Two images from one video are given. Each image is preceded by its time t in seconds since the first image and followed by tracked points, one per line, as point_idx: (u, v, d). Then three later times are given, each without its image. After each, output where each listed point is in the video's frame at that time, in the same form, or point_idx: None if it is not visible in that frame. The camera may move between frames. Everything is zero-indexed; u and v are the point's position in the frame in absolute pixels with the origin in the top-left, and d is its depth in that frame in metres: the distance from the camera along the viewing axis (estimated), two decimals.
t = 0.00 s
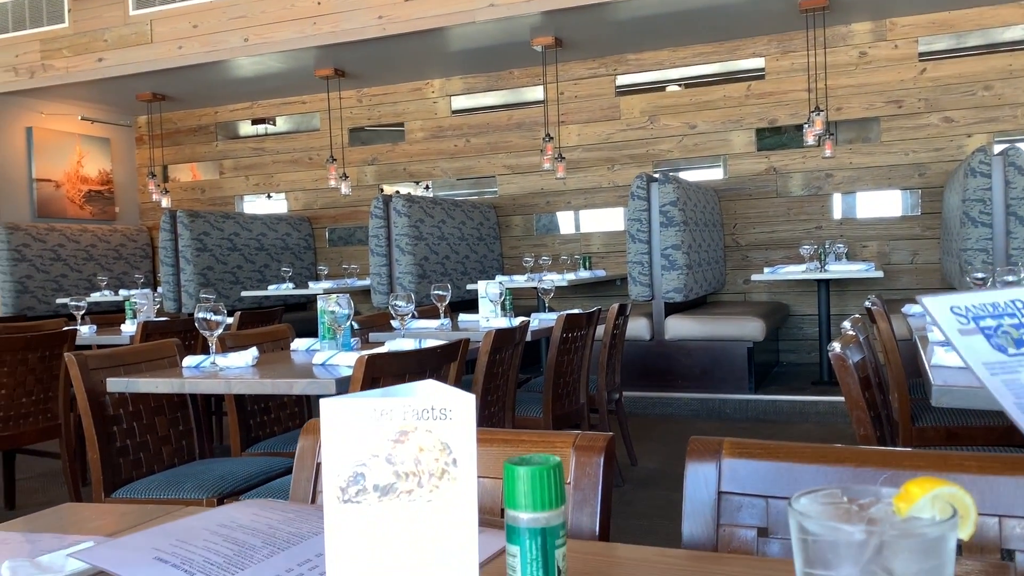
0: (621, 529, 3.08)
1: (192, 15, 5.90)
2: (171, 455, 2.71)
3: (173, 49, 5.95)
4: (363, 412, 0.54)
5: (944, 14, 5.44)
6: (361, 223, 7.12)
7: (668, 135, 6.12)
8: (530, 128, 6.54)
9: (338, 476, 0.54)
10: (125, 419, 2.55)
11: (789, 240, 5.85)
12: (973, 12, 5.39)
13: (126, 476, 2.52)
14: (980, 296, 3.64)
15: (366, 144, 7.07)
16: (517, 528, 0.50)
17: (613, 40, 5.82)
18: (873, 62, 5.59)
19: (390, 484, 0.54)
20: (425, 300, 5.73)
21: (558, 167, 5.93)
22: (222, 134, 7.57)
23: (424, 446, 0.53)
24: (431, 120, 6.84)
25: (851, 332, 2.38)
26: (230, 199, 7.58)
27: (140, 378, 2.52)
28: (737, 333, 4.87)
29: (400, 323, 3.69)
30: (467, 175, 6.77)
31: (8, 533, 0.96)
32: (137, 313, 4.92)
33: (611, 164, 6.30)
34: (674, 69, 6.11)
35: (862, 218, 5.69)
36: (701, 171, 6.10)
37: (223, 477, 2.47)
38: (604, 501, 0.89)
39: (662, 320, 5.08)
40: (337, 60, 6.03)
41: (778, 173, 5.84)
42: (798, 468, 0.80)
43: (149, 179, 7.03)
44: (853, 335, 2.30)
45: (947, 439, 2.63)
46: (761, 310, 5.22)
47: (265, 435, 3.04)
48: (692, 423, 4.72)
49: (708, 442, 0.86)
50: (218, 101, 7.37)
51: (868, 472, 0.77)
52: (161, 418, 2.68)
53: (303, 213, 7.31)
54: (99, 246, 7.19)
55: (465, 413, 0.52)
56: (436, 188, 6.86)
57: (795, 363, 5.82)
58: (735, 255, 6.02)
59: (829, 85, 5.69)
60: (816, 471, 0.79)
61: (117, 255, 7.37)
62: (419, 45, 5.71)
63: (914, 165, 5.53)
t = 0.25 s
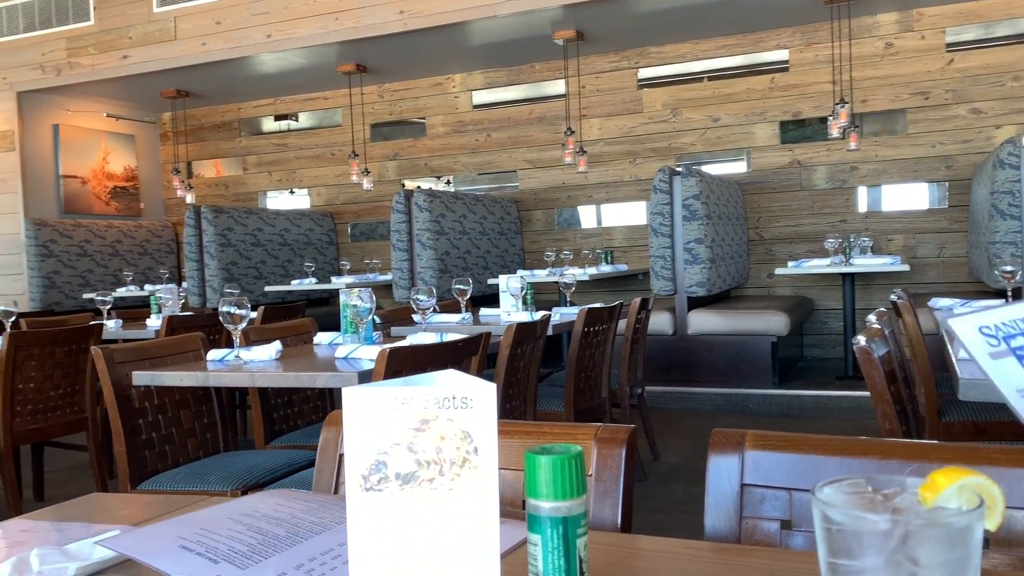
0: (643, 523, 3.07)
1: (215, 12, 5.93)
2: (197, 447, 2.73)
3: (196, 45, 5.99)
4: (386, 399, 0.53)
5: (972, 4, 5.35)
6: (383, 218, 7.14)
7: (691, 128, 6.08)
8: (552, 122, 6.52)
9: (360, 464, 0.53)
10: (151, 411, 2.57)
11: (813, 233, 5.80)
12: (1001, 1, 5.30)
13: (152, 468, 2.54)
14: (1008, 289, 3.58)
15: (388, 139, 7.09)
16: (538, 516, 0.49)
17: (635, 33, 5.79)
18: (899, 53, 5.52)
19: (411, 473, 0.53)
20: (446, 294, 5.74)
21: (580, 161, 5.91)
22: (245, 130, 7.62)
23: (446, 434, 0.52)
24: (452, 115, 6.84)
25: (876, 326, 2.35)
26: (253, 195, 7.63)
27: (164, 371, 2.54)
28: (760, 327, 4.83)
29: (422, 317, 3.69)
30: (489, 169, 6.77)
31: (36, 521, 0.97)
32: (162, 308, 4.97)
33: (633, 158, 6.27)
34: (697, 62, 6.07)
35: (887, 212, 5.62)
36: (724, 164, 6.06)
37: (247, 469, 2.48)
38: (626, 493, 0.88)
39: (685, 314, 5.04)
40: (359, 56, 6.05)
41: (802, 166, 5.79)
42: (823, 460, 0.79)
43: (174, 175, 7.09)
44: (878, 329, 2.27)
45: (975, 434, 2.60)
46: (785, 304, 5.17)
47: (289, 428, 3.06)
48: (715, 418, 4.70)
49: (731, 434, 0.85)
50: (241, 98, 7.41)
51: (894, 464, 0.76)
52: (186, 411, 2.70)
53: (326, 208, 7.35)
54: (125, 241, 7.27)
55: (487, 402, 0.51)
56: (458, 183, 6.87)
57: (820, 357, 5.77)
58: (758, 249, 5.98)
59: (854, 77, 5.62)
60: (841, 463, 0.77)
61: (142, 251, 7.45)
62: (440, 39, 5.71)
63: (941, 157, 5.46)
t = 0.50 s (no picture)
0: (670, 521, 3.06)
1: (244, 11, 5.99)
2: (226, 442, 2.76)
3: (226, 44, 6.05)
4: (409, 392, 0.52)
5: None
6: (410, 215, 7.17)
7: (719, 125, 6.03)
8: (579, 118, 6.50)
9: (384, 456, 0.53)
10: (181, 406, 2.60)
11: (844, 230, 5.73)
12: None
13: (182, 462, 2.57)
14: None
15: (415, 137, 7.11)
16: (562, 509, 0.48)
17: (663, 29, 5.76)
18: (932, 47, 5.43)
19: (435, 465, 0.52)
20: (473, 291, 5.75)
21: (607, 158, 5.89)
22: (274, 128, 7.68)
23: (470, 427, 0.51)
24: (479, 112, 6.84)
25: (908, 323, 2.32)
26: (282, 193, 7.70)
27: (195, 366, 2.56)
28: (789, 325, 4.79)
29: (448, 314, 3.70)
30: (515, 166, 6.77)
31: (69, 512, 0.98)
32: (193, 304, 5.02)
33: (661, 154, 6.23)
34: (725, 58, 6.02)
35: (920, 208, 5.54)
36: (753, 161, 6.00)
37: (275, 464, 2.51)
38: (651, 489, 0.87)
39: (713, 312, 5.00)
40: (386, 54, 6.07)
41: (832, 162, 5.72)
42: (850, 457, 0.78)
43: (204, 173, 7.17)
44: (909, 326, 2.24)
45: (1009, 433, 2.55)
46: (815, 302, 5.12)
47: (316, 423, 3.08)
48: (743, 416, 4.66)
49: (758, 430, 0.84)
50: (270, 96, 7.48)
51: (923, 461, 0.75)
52: (215, 406, 2.73)
53: (354, 205, 7.40)
54: (156, 239, 7.36)
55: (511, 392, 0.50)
56: (484, 180, 6.88)
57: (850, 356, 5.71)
58: (788, 246, 5.93)
59: (885, 72, 5.54)
60: (870, 460, 0.76)
61: (173, 248, 7.54)
62: (467, 37, 5.71)
63: (975, 153, 5.37)
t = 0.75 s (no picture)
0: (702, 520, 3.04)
1: (279, 10, 6.04)
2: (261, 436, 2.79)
3: (263, 44, 6.11)
4: (439, 381, 0.51)
5: None
6: (443, 213, 7.20)
7: (754, 121, 5.97)
8: (612, 115, 6.48)
9: (413, 445, 0.52)
10: (217, 400, 2.64)
11: (881, 227, 5.64)
12: None
13: (217, 455, 2.60)
14: None
15: (447, 134, 7.14)
16: (590, 501, 0.47)
17: (697, 24, 5.71)
18: (974, 40, 5.33)
19: (464, 454, 0.51)
20: (505, 288, 5.75)
21: (640, 155, 5.86)
22: (309, 127, 7.75)
23: (498, 417, 0.50)
24: (512, 109, 6.85)
25: (947, 321, 2.28)
26: (317, 190, 7.77)
27: (230, 361, 2.59)
28: (824, 323, 4.72)
29: (480, 310, 3.71)
30: (548, 163, 6.76)
31: (107, 500, 1.00)
32: (228, 300, 5.09)
33: (695, 151, 6.19)
34: (760, 53, 5.95)
35: (960, 205, 5.43)
36: (789, 157, 5.94)
37: (309, 458, 2.53)
38: (682, 485, 0.86)
39: (748, 310, 4.97)
40: (419, 52, 6.10)
41: (870, 158, 5.63)
42: (885, 454, 0.76)
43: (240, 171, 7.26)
44: (950, 324, 2.20)
45: None
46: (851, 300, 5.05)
47: (349, 418, 3.11)
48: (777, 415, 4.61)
49: (790, 426, 0.83)
50: (305, 95, 7.55)
51: (960, 459, 0.73)
52: (250, 400, 2.77)
53: (387, 203, 7.44)
54: (193, 236, 7.47)
55: (539, 383, 0.49)
56: (517, 177, 6.89)
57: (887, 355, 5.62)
58: (824, 244, 5.86)
59: (925, 67, 5.45)
60: (905, 456, 0.75)
61: (210, 245, 7.65)
62: (500, 34, 5.72)
63: (1018, 148, 5.25)
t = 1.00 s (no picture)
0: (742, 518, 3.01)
1: (320, 8, 6.03)
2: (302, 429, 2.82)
3: (303, 42, 6.09)
4: (475, 370, 0.49)
5: None
6: (482, 209, 7.21)
7: (797, 115, 5.89)
8: (652, 110, 6.42)
9: (448, 434, 0.50)
10: (259, 393, 2.67)
11: (929, 223, 5.52)
12: None
13: (259, 447, 2.63)
14: None
15: (487, 131, 7.14)
16: (628, 492, 0.46)
17: (739, 18, 5.64)
18: None
19: (500, 445, 0.49)
20: (543, 284, 5.75)
21: (680, 150, 5.81)
22: (350, 124, 7.82)
23: (535, 407, 0.48)
24: (551, 105, 6.83)
25: (997, 317, 2.22)
26: (357, 187, 7.84)
27: (272, 354, 2.63)
28: (869, 321, 4.64)
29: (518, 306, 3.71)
30: (587, 159, 6.74)
31: (152, 489, 1.02)
32: (271, 295, 5.16)
33: (737, 146, 6.12)
34: (804, 47, 5.86)
35: (1011, 200, 5.30)
36: (833, 152, 5.84)
37: (349, 450, 2.55)
38: (721, 480, 0.85)
39: (790, 307, 4.90)
40: (459, 48, 6.10)
41: (917, 153, 5.52)
42: (930, 450, 0.74)
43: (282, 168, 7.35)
44: (1000, 320, 2.14)
45: None
46: (896, 298, 4.95)
47: (389, 412, 3.13)
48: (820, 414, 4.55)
49: (832, 422, 0.81)
50: (346, 92, 7.61)
51: (1008, 456, 0.71)
52: (292, 393, 2.80)
53: (426, 199, 7.48)
54: (237, 232, 7.58)
55: (576, 373, 0.48)
56: (556, 173, 6.87)
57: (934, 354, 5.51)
58: (869, 240, 5.75)
59: (975, 59, 5.32)
60: (952, 453, 0.73)
61: (253, 242, 7.76)
62: (540, 29, 5.71)
63: None
